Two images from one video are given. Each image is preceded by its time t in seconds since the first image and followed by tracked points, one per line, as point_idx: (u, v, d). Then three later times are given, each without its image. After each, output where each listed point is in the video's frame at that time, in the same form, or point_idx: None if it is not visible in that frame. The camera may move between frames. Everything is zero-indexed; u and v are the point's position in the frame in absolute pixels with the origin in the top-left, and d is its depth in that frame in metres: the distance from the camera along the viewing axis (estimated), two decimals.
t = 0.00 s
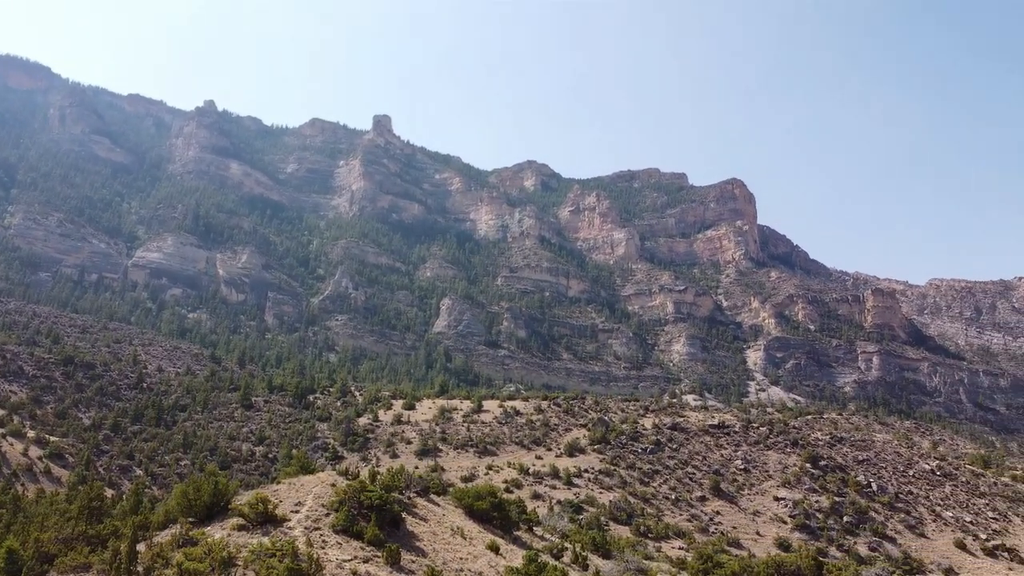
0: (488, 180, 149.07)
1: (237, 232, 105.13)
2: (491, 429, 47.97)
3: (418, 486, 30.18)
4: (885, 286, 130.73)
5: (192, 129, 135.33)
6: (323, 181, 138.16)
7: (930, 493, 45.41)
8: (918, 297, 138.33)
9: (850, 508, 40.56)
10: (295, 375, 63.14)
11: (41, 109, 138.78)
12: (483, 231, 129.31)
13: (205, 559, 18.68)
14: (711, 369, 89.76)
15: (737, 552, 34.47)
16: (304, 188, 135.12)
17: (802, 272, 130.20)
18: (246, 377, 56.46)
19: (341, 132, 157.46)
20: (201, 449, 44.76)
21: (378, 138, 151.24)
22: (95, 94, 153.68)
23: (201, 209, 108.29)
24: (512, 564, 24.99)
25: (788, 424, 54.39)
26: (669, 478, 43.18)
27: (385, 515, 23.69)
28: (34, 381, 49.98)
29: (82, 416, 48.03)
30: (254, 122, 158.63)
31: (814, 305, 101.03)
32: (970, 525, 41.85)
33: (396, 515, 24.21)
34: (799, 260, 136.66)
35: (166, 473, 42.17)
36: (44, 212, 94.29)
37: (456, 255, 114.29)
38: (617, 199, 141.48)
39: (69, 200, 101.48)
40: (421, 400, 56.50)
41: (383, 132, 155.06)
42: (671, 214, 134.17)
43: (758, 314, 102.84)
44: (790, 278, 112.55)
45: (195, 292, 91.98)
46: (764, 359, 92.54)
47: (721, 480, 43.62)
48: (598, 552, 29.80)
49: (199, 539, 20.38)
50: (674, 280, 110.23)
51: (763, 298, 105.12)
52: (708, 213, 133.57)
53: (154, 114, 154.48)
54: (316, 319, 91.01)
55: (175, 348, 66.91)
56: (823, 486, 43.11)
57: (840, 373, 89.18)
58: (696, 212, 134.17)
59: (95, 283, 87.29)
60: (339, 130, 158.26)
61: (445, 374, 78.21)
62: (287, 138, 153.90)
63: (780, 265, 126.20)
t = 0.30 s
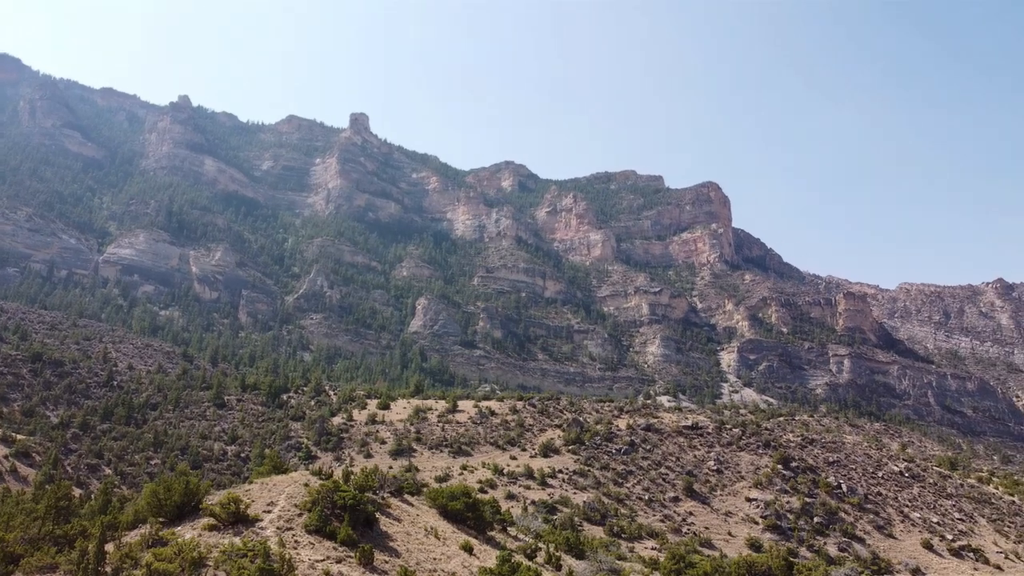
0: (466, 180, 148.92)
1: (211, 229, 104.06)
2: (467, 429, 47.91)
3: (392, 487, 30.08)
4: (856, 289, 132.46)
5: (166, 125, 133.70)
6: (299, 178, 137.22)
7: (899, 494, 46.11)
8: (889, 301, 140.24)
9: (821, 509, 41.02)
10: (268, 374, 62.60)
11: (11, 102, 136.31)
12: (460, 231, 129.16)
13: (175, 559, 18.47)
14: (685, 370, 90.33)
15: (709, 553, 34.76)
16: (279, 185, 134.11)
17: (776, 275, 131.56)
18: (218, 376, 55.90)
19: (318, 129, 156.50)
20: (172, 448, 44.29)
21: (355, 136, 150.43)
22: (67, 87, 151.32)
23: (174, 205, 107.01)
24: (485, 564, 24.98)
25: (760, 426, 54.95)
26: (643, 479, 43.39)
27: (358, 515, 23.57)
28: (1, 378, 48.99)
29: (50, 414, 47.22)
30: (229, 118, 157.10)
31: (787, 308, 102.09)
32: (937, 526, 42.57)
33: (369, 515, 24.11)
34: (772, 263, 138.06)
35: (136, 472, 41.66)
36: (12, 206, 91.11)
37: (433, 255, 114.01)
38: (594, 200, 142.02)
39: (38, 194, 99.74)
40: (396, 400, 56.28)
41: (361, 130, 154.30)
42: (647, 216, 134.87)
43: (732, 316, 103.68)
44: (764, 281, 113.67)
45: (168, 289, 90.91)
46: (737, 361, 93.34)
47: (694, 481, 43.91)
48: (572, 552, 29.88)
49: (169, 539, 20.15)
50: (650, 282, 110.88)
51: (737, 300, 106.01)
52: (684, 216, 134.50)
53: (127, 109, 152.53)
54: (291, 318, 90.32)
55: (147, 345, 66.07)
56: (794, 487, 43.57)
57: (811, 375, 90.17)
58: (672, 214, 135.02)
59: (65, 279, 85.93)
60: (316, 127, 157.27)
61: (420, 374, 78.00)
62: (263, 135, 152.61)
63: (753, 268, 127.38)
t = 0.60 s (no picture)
0: (443, 179, 148.63)
1: (185, 226, 102.87)
2: (442, 429, 47.82)
3: (366, 487, 29.94)
4: (829, 293, 134.02)
5: (139, 120, 131.96)
6: (275, 175, 136.15)
7: (868, 495, 46.73)
8: (861, 304, 141.91)
9: (792, 510, 41.46)
10: (242, 372, 62.01)
11: None
12: (437, 231, 128.84)
13: (145, 560, 18.23)
14: (660, 372, 90.77)
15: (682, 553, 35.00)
16: (255, 182, 132.97)
17: (750, 277, 132.71)
18: (191, 374, 55.26)
19: (294, 127, 155.39)
20: (143, 448, 43.73)
21: (332, 134, 149.58)
22: (38, 79, 148.78)
23: (147, 201, 105.66)
24: (459, 565, 24.90)
25: (734, 427, 55.40)
26: (617, 480, 43.57)
27: (332, 516, 23.42)
28: None
29: (17, 412, 46.35)
30: (204, 114, 155.45)
31: (761, 310, 103.00)
32: (905, 527, 43.20)
33: (343, 515, 23.97)
34: (747, 265, 139.29)
35: (105, 471, 41.06)
36: None
37: (409, 254, 113.59)
38: (572, 201, 142.43)
39: (8, 188, 97.96)
40: (371, 400, 55.99)
41: (338, 128, 153.44)
42: (624, 218, 135.47)
43: (707, 318, 104.39)
44: (738, 283, 114.69)
45: (140, 286, 89.74)
46: (712, 363, 93.98)
47: (668, 482, 44.15)
48: (546, 553, 29.90)
49: (139, 540, 19.90)
50: (626, 284, 111.41)
51: (712, 303, 106.78)
52: (660, 218, 135.28)
53: (100, 103, 150.37)
54: (265, 316, 89.56)
55: (117, 343, 65.14)
56: (766, 488, 43.98)
57: (784, 377, 91.03)
58: (649, 216, 135.73)
59: (34, 275, 84.48)
60: (292, 124, 156.16)
61: (396, 373, 77.70)
62: (239, 131, 151.18)
63: (728, 271, 128.42)
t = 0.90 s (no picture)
0: (421, 179, 148.31)
1: (158, 222, 101.59)
2: (417, 429, 47.70)
3: (340, 487, 29.80)
4: (802, 295, 135.54)
5: (112, 114, 130.16)
6: (251, 173, 135.00)
7: (839, 497, 47.32)
8: (833, 308, 143.37)
9: (764, 511, 41.85)
10: (214, 371, 61.35)
11: None
12: (414, 230, 128.48)
13: (114, 560, 17.99)
14: (635, 373, 91.26)
15: (655, 554, 35.21)
16: (230, 180, 131.75)
17: (725, 280, 133.82)
18: (163, 372, 54.61)
19: (271, 124, 154.19)
20: (113, 447, 43.14)
21: (309, 132, 148.62)
22: (8, 72, 146.22)
23: (119, 196, 104.27)
24: (433, 566, 24.81)
25: (707, 428, 55.82)
26: (591, 480, 43.72)
27: (305, 516, 23.24)
28: None
29: None
30: (178, 109, 153.68)
31: (735, 313, 103.86)
32: (875, 528, 43.82)
33: (317, 516, 23.80)
34: (722, 268, 140.45)
35: (74, 470, 40.45)
36: None
37: (386, 254, 113.14)
38: (549, 202, 142.75)
39: None
40: (346, 400, 55.68)
41: (315, 126, 152.44)
42: (600, 219, 135.99)
43: (682, 320, 105.03)
44: (713, 286, 115.63)
45: (111, 283, 88.51)
46: (686, 364, 94.56)
47: (642, 483, 44.37)
48: (520, 553, 29.91)
49: (108, 540, 19.62)
50: (602, 285, 111.86)
51: (687, 305, 107.51)
52: (636, 220, 136.00)
53: (72, 97, 148.14)
54: (239, 315, 88.74)
55: (88, 341, 64.19)
56: (739, 489, 44.35)
57: (758, 379, 91.87)
58: (625, 218, 136.40)
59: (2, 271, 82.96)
60: (269, 121, 154.97)
61: (371, 373, 77.31)
62: (214, 127, 149.66)
63: (703, 273, 129.41)
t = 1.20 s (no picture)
0: (398, 178, 147.81)
1: (130, 218, 100.27)
2: (391, 429, 47.49)
3: (313, 487, 29.60)
4: (775, 298, 136.90)
5: (84, 108, 128.23)
6: (225, 169, 133.70)
7: (809, 498, 47.85)
8: (805, 310, 144.33)
9: (736, 512, 42.21)
10: (186, 369, 60.65)
11: None
12: (390, 229, 127.96)
13: (81, 561, 17.71)
14: (610, 374, 91.61)
15: (628, 554, 35.40)
16: (204, 176, 130.36)
17: (700, 282, 134.83)
18: (133, 371, 53.90)
19: (246, 120, 152.86)
20: (82, 446, 42.48)
21: (285, 129, 147.46)
22: None
23: (91, 192, 102.74)
24: (406, 566, 24.72)
25: (681, 429, 56.20)
26: (565, 481, 43.82)
27: (277, 516, 23.07)
28: None
29: None
30: (152, 104, 151.78)
31: (709, 315, 104.62)
32: (844, 528, 44.36)
33: (289, 516, 23.61)
34: (697, 270, 141.50)
35: (41, 469, 39.77)
36: None
37: (362, 253, 112.57)
38: (526, 203, 142.90)
39: None
40: (320, 399, 55.32)
41: (291, 123, 151.30)
42: (577, 221, 136.44)
43: (657, 321, 105.51)
44: (688, 288, 116.44)
45: (81, 280, 87.18)
46: (661, 366, 95.03)
47: (616, 483, 44.55)
48: (494, 553, 29.89)
49: (75, 541, 19.32)
50: (578, 286, 112.22)
51: (662, 307, 108.12)
52: (613, 222, 136.57)
53: (43, 90, 145.73)
54: (212, 312, 87.81)
55: (57, 338, 63.18)
56: (712, 490, 44.70)
57: (731, 381, 92.64)
58: (601, 220, 136.94)
59: None
60: (244, 118, 153.59)
61: (345, 373, 76.83)
62: (188, 123, 148.01)
63: (679, 276, 130.26)
